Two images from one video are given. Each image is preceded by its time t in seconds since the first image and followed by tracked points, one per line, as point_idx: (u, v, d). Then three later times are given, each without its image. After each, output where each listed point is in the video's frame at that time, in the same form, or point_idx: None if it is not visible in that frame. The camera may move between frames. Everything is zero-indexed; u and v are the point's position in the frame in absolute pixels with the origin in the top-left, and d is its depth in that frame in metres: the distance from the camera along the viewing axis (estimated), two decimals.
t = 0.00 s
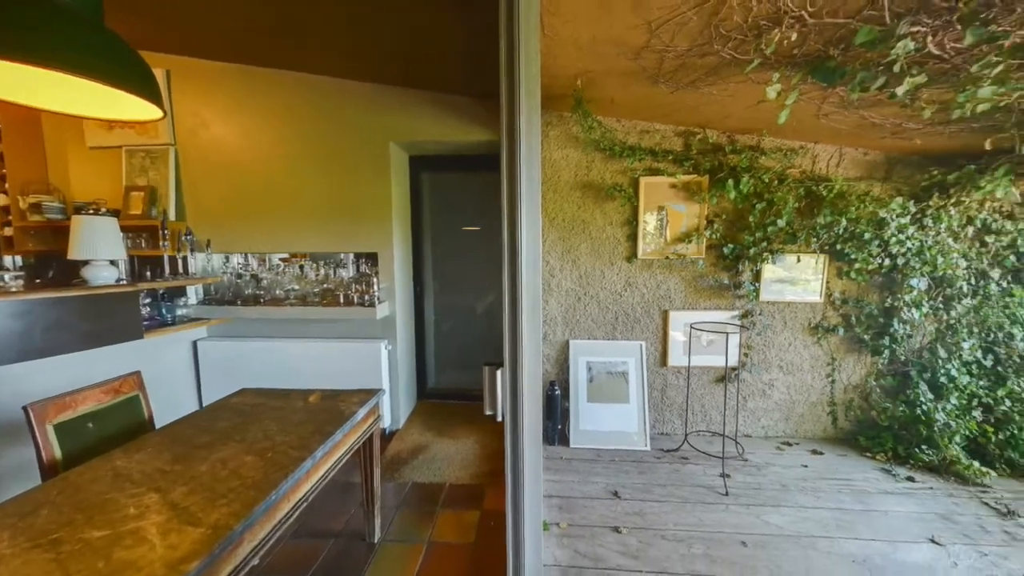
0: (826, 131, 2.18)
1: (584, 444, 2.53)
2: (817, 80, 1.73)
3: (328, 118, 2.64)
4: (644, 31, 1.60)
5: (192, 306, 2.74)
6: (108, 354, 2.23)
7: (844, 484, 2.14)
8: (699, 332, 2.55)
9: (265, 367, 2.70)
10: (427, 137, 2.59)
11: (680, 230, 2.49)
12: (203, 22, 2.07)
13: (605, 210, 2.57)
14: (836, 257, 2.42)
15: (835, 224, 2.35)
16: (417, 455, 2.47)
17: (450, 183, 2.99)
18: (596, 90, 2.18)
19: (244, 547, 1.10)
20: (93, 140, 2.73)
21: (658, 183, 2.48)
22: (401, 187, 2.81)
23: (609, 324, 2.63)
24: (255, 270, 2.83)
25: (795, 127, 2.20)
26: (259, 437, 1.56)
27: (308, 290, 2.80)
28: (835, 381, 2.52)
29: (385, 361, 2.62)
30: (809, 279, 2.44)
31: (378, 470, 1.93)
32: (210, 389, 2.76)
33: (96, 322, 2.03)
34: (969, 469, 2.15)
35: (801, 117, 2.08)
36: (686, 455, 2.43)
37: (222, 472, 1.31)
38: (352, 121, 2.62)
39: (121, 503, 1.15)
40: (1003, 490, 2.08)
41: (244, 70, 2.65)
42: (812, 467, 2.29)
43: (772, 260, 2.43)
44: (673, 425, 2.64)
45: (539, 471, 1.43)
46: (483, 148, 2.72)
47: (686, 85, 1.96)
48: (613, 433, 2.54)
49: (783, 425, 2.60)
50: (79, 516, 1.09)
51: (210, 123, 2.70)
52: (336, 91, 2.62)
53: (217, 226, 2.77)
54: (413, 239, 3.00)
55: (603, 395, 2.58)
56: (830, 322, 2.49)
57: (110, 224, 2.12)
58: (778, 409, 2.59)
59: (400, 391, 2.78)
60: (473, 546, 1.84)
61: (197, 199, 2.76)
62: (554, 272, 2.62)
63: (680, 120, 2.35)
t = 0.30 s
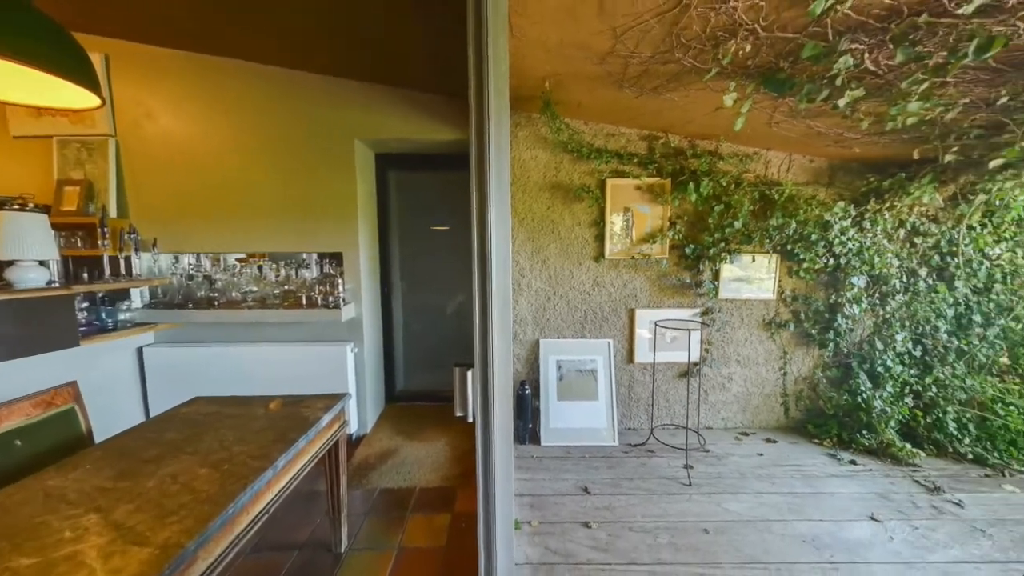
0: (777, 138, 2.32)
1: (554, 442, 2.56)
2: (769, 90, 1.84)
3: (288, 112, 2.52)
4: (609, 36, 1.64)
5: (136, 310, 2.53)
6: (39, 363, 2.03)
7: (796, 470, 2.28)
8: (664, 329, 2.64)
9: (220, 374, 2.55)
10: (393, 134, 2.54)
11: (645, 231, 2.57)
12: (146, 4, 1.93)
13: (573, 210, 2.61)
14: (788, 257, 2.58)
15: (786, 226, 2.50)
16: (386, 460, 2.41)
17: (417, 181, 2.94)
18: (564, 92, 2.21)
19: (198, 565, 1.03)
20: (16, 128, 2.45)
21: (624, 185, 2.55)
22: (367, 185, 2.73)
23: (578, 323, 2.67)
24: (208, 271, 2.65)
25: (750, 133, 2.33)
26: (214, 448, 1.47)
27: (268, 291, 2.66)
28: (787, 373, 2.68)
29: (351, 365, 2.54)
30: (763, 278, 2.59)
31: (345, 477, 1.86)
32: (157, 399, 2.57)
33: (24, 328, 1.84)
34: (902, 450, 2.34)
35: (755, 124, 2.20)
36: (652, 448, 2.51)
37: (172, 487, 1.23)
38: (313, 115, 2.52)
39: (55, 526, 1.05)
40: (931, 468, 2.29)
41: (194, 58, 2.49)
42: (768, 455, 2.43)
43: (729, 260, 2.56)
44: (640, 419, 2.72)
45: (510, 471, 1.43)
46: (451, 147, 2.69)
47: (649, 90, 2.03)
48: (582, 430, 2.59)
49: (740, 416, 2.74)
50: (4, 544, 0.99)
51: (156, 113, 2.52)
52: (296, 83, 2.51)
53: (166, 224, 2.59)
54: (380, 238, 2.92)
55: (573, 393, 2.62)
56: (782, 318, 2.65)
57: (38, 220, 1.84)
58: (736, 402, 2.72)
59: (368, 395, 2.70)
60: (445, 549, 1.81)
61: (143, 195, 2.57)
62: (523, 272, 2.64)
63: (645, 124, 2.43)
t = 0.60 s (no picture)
0: (733, 144, 2.44)
1: (525, 441, 2.58)
2: (725, 98, 1.94)
3: (243, 104, 2.39)
4: (576, 40, 1.67)
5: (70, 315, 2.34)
6: None
7: (752, 458, 2.42)
8: (630, 327, 2.72)
9: (169, 382, 2.38)
10: (357, 130, 2.46)
11: (612, 231, 2.64)
12: None
13: (542, 211, 2.63)
14: (744, 257, 2.72)
15: (742, 227, 2.64)
16: (352, 466, 2.34)
17: (384, 180, 2.87)
18: (532, 93, 2.23)
19: None
20: None
21: (591, 186, 2.60)
22: (330, 183, 2.63)
23: (548, 323, 2.70)
24: (155, 273, 2.48)
25: (709, 139, 2.44)
26: (164, 461, 1.37)
27: (222, 293, 2.53)
28: (744, 367, 2.83)
29: (315, 369, 2.44)
30: (722, 277, 2.72)
31: (309, 487, 1.79)
32: (97, 412, 2.37)
33: None
34: (845, 435, 2.53)
35: (714, 131, 2.31)
36: (620, 443, 2.58)
37: (115, 505, 1.14)
38: (272, 109, 2.41)
39: None
40: (870, 451, 2.48)
41: (137, 44, 2.32)
42: (727, 445, 2.55)
43: (691, 259, 2.67)
44: (608, 415, 2.79)
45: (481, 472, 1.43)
46: (418, 145, 2.65)
47: (615, 94, 2.08)
48: (553, 428, 2.62)
49: (702, 409, 2.86)
50: None
51: (94, 102, 2.33)
52: (252, 75, 2.39)
53: (106, 222, 2.39)
54: (344, 237, 2.83)
55: (543, 392, 2.65)
56: (739, 314, 2.79)
57: None
58: (698, 395, 2.85)
59: (333, 400, 2.60)
60: (416, 554, 1.78)
61: (79, 190, 2.36)
62: (493, 272, 2.64)
63: (611, 127, 2.49)
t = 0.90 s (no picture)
0: (695, 149, 2.55)
1: (497, 441, 2.58)
2: (687, 104, 2.02)
3: (194, 94, 2.25)
4: (545, 42, 1.68)
5: None
6: None
7: (714, 449, 2.53)
8: (599, 325, 2.78)
9: (112, 393, 2.20)
10: (320, 125, 2.37)
11: (581, 232, 2.68)
12: None
13: (512, 211, 2.64)
14: (705, 257, 2.84)
15: (704, 229, 2.76)
16: (317, 475, 2.25)
17: (349, 178, 2.78)
18: (501, 93, 2.23)
19: None
20: None
21: (561, 187, 2.63)
22: (292, 180, 2.52)
23: (519, 322, 2.71)
24: (95, 274, 2.29)
25: (673, 143, 2.53)
26: (107, 478, 1.27)
27: (173, 296, 2.37)
28: (707, 362, 2.96)
29: (277, 374, 2.33)
30: (685, 276, 2.83)
31: (271, 499, 1.70)
32: (26, 428, 2.15)
33: None
34: (798, 424, 2.70)
35: (677, 135, 2.40)
36: (590, 440, 2.63)
37: (51, 528, 1.04)
38: (227, 100, 2.27)
39: None
40: (819, 438, 2.66)
41: (74, 25, 2.13)
42: (690, 437, 2.66)
43: (656, 259, 2.76)
44: (578, 413, 2.83)
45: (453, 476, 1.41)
46: (385, 143, 2.58)
47: (583, 97, 2.12)
48: (524, 427, 2.64)
49: (667, 403, 2.96)
50: None
51: (23, 87, 2.13)
52: (205, 63, 2.25)
53: (37, 219, 2.18)
54: (307, 236, 2.72)
55: (514, 391, 2.66)
56: (702, 312, 2.91)
57: None
58: (664, 390, 2.95)
59: (296, 407, 2.49)
60: (388, 560, 1.74)
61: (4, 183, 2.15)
62: (463, 272, 2.62)
63: (580, 130, 2.54)
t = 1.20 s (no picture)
0: (661, 152, 2.63)
1: (470, 442, 2.56)
2: (653, 109, 2.08)
3: (141, 82, 2.10)
4: (515, 43, 1.69)
5: None
6: None
7: (680, 442, 2.62)
8: (571, 324, 2.82)
9: (48, 406, 2.01)
10: (282, 119, 2.27)
11: (553, 232, 2.71)
12: None
13: (484, 211, 2.63)
14: (671, 257, 2.93)
15: (669, 229, 2.85)
16: (282, 484, 2.15)
17: (314, 175, 2.68)
18: (472, 92, 2.22)
19: None
20: None
21: (532, 187, 2.65)
22: (252, 175, 2.40)
23: (491, 322, 2.71)
24: (28, 276, 2.10)
25: (640, 146, 2.60)
26: (45, 497, 1.16)
27: (119, 299, 2.22)
28: (673, 358, 3.06)
29: (237, 380, 2.21)
30: (652, 275, 2.92)
31: (230, 511, 1.63)
32: None
33: None
34: (757, 416, 2.84)
35: (645, 139, 2.47)
36: (562, 437, 2.67)
37: None
38: (180, 91, 2.14)
39: None
40: (776, 428, 2.81)
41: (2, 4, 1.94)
42: (658, 432, 2.74)
43: (625, 259, 2.83)
44: (550, 411, 2.86)
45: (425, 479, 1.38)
46: (351, 139, 2.51)
47: (553, 99, 2.14)
48: (497, 427, 2.63)
49: (636, 399, 3.05)
50: None
51: None
52: (156, 51, 2.11)
53: None
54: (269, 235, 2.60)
55: (487, 392, 2.65)
56: (668, 310, 3.01)
57: None
58: (633, 387, 3.03)
59: (258, 414, 2.37)
60: (358, 567, 1.69)
61: None
62: (435, 272, 2.58)
63: (550, 130, 2.56)
